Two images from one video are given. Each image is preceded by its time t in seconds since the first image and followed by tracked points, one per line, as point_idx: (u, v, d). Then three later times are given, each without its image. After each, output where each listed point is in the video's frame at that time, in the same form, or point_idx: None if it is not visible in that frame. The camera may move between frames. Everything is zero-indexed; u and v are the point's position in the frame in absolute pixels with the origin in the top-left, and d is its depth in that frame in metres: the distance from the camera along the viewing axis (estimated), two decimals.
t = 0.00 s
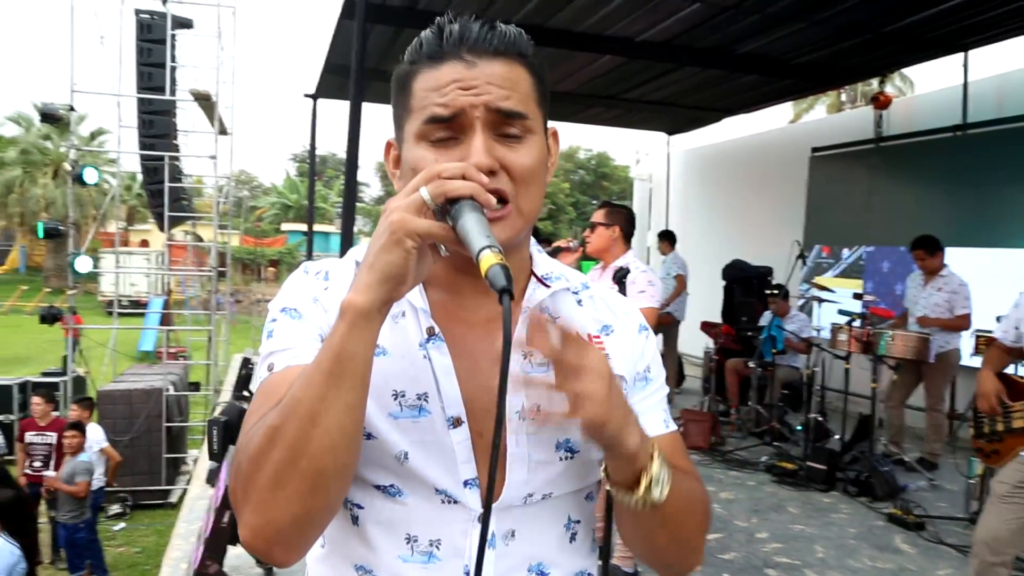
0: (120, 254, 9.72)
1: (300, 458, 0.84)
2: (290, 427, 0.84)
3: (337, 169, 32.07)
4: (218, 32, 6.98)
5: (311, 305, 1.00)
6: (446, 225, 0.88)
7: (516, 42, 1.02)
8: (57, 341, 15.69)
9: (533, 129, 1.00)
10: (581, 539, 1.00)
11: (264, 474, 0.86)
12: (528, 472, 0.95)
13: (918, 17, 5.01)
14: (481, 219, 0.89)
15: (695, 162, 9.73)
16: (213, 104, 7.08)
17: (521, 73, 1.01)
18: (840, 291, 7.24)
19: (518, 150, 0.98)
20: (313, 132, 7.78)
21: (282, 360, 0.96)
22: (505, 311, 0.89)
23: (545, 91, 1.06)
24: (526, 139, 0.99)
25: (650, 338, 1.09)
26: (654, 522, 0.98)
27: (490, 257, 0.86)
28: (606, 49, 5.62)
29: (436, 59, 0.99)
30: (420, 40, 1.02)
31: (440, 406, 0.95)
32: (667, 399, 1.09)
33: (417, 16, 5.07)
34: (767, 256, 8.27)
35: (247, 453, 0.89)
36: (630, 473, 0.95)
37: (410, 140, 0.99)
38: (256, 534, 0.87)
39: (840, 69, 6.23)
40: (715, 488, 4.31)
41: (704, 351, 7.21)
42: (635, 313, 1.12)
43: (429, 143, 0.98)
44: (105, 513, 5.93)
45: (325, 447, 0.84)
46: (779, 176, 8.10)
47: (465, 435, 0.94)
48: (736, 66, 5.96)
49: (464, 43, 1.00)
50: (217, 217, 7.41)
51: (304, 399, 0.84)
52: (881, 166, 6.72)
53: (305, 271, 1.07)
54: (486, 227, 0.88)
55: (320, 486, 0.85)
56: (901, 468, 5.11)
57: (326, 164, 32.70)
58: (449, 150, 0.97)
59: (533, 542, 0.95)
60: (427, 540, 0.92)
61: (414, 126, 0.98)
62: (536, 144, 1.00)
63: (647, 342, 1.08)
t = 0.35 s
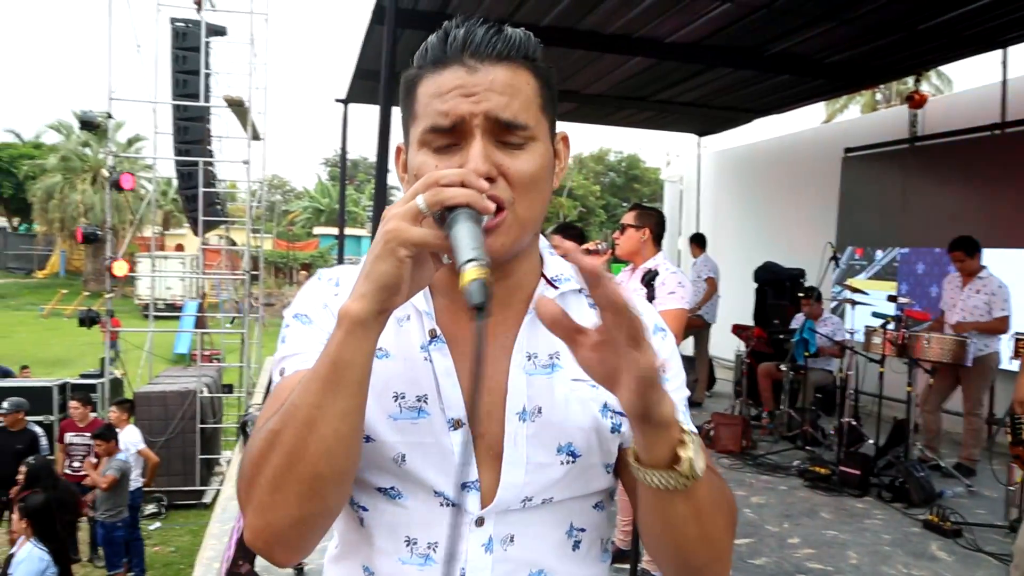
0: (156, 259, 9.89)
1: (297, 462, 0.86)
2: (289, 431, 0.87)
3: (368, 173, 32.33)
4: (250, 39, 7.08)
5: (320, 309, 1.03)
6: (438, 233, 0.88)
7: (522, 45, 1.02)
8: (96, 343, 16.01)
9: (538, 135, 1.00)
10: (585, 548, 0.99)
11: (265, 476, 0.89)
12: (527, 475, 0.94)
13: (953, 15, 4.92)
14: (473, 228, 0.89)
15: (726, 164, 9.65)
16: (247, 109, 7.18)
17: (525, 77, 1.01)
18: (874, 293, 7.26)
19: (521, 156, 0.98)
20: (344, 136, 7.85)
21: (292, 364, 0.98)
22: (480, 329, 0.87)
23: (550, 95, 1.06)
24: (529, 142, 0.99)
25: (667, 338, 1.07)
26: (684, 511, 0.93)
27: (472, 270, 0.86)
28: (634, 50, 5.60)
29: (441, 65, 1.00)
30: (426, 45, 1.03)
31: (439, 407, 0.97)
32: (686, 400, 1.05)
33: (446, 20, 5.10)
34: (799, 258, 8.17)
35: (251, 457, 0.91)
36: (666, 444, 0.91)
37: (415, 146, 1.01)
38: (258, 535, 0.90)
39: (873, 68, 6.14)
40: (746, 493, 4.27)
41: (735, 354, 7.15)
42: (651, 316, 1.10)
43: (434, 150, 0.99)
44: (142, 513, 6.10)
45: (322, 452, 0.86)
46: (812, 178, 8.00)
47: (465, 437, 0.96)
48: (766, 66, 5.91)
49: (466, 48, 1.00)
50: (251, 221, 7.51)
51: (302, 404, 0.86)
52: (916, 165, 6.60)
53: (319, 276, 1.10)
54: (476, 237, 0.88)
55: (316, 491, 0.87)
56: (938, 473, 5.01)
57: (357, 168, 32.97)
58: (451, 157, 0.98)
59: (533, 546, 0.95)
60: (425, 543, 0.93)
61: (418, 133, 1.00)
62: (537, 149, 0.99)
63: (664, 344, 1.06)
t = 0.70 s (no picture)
0: (173, 260, 9.97)
1: (315, 458, 0.88)
2: (306, 428, 0.89)
3: (383, 175, 32.45)
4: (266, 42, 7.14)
5: (340, 310, 1.04)
6: (446, 236, 0.88)
7: (530, 51, 1.02)
8: (113, 343, 16.17)
9: (550, 141, 1.01)
10: (598, 544, 0.99)
11: (285, 470, 0.91)
12: (538, 471, 0.94)
13: (972, 15, 4.88)
14: (478, 232, 0.89)
15: (741, 166, 9.62)
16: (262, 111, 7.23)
17: (534, 83, 1.02)
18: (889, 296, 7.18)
19: (533, 161, 0.99)
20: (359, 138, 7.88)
21: (314, 363, 0.99)
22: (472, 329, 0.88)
23: (560, 100, 1.07)
24: (540, 146, 0.99)
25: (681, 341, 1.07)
26: (701, 514, 0.94)
27: (469, 272, 0.86)
28: (648, 52, 5.59)
29: (450, 73, 1.00)
30: (434, 55, 1.03)
31: (452, 405, 0.97)
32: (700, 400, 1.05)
33: (460, 23, 5.11)
34: (814, 261, 8.13)
35: (272, 451, 0.94)
36: (692, 448, 0.91)
37: (430, 156, 1.02)
38: (279, 526, 0.92)
39: (889, 70, 6.11)
40: (758, 496, 4.25)
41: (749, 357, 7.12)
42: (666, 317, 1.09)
43: (449, 160, 1.00)
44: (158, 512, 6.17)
45: (337, 449, 0.87)
46: (828, 180, 7.95)
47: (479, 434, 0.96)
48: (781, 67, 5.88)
49: (474, 57, 1.00)
50: (266, 222, 7.57)
51: (318, 403, 0.88)
52: (934, 168, 6.55)
53: (342, 278, 1.11)
54: (479, 240, 0.88)
55: (333, 485, 0.89)
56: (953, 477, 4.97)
57: (372, 171, 33.09)
58: (464, 165, 0.99)
59: (546, 541, 0.95)
60: (438, 535, 0.93)
61: (432, 143, 1.01)
62: (548, 155, 1.00)
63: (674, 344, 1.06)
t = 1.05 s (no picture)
0: (186, 260, 10.04)
1: (355, 451, 0.89)
2: (345, 422, 0.89)
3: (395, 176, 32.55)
4: (278, 43, 7.18)
5: (369, 309, 1.03)
6: (476, 240, 0.89)
7: (553, 58, 1.02)
8: (126, 343, 16.32)
9: (570, 146, 1.01)
10: (620, 529, 1.00)
11: (325, 463, 0.91)
12: (564, 462, 0.94)
13: (986, 14, 4.84)
14: (507, 237, 0.90)
15: (754, 167, 9.59)
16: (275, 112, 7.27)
17: (556, 91, 1.01)
18: (901, 298, 7.15)
19: (554, 166, 0.98)
20: (370, 139, 7.90)
21: (347, 360, 0.99)
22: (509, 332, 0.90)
23: (581, 108, 1.06)
24: (561, 151, 0.99)
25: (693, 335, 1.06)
26: (719, 503, 0.95)
27: (504, 277, 0.89)
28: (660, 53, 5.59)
29: (475, 80, 1.00)
30: (460, 60, 1.02)
31: (482, 399, 0.96)
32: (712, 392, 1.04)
33: (472, 24, 5.13)
34: (828, 262, 8.08)
35: (310, 445, 0.94)
36: (710, 444, 0.93)
37: (454, 160, 1.01)
38: (321, 518, 0.92)
39: (902, 70, 6.08)
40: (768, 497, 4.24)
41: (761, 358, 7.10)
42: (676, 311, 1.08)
43: (474, 164, 0.99)
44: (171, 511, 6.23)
45: (376, 442, 0.88)
46: (841, 180, 7.91)
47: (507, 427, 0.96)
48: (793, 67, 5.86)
49: (498, 66, 0.99)
50: (279, 223, 7.61)
51: (356, 397, 0.88)
52: (948, 168, 6.51)
53: (369, 278, 1.10)
54: (509, 245, 0.90)
55: (373, 477, 0.89)
56: (965, 480, 4.94)
57: (384, 172, 33.20)
58: (488, 170, 0.98)
59: (573, 527, 0.96)
60: (470, 523, 0.93)
61: (457, 148, 1.00)
62: (570, 161, 1.00)
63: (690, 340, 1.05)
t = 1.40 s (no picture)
0: (181, 258, 10.02)
1: (374, 444, 0.88)
2: (364, 416, 0.89)
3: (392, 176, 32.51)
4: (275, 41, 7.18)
5: (382, 308, 1.03)
6: (490, 245, 0.90)
7: (555, 69, 1.01)
8: (120, 340, 16.29)
9: (567, 152, 0.99)
10: (619, 514, 1.00)
11: (343, 455, 0.91)
12: (569, 451, 0.95)
13: (980, 19, 4.87)
14: (520, 244, 0.92)
15: (749, 169, 9.60)
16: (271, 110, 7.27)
17: (555, 100, 1.00)
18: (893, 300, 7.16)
19: (550, 171, 0.98)
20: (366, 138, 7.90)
21: (360, 357, 0.99)
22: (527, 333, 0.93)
23: (583, 118, 1.05)
24: (557, 156, 0.98)
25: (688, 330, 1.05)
26: (712, 488, 0.96)
27: (520, 282, 0.91)
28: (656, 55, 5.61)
29: (480, 90, 0.99)
30: (467, 70, 1.03)
31: (491, 394, 0.96)
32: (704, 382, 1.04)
33: (469, 24, 5.13)
34: (822, 265, 8.11)
35: (328, 438, 0.93)
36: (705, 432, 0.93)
37: (459, 165, 1.01)
38: (340, 509, 0.92)
39: (898, 74, 6.10)
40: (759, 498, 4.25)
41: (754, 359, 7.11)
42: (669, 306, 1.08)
43: (477, 169, 0.99)
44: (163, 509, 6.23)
45: (395, 435, 0.88)
46: (836, 183, 7.93)
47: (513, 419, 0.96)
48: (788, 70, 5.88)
49: (501, 75, 0.99)
50: (274, 221, 7.61)
51: (374, 393, 0.88)
52: (942, 172, 6.54)
53: (379, 279, 1.10)
54: (522, 251, 0.91)
55: (391, 469, 0.89)
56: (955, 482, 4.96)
57: (381, 171, 33.17)
58: (490, 175, 0.98)
59: (577, 512, 0.96)
60: (480, 509, 0.93)
61: (462, 153, 1.00)
62: (568, 165, 0.99)
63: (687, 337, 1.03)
